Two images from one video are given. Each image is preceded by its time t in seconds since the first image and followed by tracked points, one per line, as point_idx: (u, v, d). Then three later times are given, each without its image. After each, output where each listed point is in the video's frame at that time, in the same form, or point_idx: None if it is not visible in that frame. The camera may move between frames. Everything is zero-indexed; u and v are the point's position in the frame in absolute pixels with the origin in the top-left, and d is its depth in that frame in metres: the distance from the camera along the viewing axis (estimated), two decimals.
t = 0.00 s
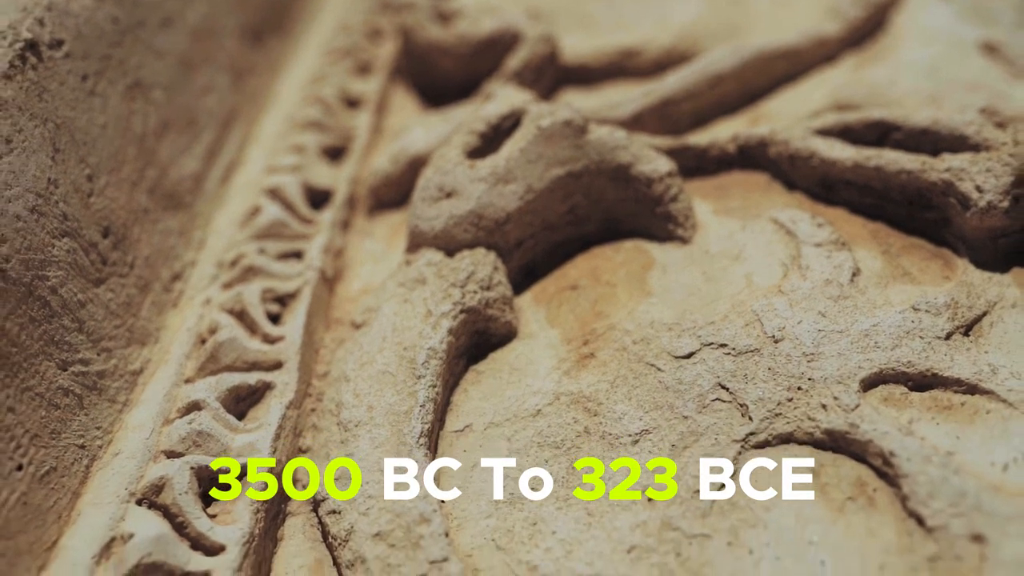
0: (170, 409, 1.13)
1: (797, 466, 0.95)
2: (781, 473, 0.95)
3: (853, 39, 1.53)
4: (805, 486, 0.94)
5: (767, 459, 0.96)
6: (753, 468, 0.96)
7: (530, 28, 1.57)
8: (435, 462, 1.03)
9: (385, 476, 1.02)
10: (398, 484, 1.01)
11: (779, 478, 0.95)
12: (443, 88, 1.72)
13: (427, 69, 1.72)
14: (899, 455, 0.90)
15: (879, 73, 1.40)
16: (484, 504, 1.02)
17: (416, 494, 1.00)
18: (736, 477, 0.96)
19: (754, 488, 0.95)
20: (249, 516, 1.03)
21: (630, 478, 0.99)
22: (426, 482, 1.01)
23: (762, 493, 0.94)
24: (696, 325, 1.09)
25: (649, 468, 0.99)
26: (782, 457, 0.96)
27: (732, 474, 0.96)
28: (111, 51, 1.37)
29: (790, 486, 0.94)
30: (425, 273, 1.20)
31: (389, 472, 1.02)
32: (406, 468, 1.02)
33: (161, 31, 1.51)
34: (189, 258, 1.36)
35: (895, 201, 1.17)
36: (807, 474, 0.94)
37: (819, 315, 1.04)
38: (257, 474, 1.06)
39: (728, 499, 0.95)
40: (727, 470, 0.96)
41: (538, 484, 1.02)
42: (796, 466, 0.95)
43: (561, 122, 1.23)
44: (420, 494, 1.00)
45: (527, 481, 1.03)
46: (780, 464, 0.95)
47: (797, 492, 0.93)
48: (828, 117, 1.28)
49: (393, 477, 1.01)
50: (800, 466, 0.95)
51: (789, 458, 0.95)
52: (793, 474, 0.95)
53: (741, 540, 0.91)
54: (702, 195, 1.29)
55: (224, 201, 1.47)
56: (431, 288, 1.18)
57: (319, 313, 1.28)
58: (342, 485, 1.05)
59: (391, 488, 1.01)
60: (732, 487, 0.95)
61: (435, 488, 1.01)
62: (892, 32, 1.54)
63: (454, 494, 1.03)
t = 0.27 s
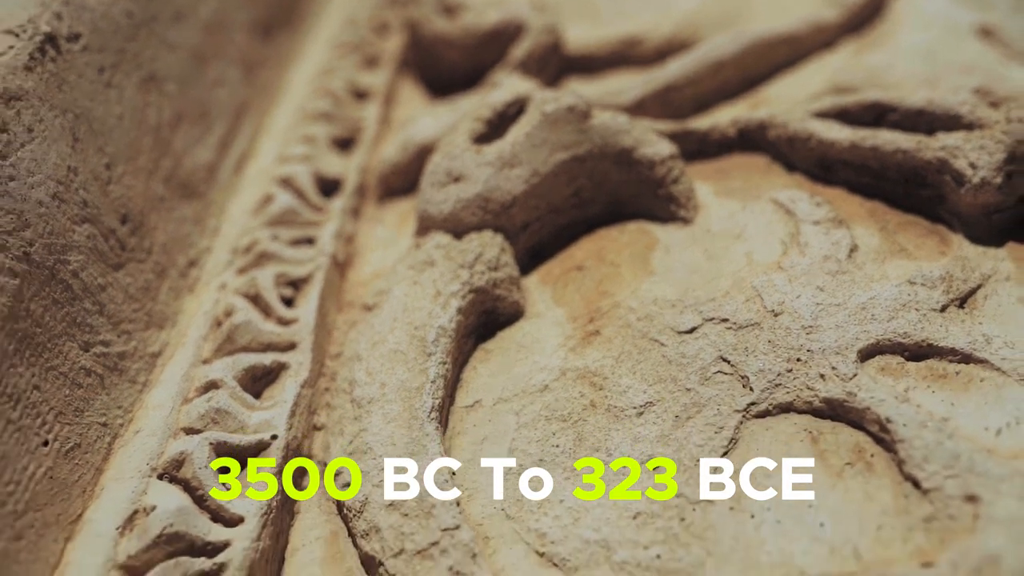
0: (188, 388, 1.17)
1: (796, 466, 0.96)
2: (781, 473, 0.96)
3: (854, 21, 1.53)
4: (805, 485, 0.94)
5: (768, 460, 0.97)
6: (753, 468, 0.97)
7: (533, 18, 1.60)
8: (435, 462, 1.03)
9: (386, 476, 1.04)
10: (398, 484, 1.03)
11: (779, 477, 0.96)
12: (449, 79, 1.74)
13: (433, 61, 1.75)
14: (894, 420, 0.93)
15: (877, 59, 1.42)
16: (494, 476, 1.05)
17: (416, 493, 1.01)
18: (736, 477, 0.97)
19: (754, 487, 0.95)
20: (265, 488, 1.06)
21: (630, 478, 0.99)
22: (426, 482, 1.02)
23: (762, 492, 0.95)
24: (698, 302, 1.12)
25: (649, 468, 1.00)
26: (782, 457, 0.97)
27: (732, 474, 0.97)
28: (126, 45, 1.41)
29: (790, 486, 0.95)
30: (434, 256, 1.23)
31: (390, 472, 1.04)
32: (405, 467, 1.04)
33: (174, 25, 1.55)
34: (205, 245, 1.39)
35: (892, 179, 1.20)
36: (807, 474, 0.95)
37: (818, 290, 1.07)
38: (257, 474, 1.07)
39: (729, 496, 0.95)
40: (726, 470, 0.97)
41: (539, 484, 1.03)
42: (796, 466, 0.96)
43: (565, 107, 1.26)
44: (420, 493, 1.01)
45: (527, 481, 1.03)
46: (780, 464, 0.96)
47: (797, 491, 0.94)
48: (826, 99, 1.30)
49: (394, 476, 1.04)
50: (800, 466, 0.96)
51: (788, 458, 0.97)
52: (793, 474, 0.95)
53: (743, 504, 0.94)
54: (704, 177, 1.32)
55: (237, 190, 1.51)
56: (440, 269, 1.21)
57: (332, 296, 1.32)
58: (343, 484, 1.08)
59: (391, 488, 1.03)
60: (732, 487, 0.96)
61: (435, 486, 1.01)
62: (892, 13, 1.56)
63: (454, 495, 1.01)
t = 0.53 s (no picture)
0: (201, 374, 1.19)
1: (796, 466, 0.96)
2: (781, 474, 0.96)
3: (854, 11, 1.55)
4: (806, 485, 0.95)
5: (768, 460, 0.98)
6: (753, 469, 0.97)
7: (536, 12, 1.62)
8: (435, 461, 1.04)
9: (386, 476, 1.06)
10: (398, 484, 1.05)
11: (779, 477, 0.96)
12: (454, 73, 1.76)
13: (437, 56, 1.77)
14: (890, 397, 0.96)
15: (876, 49, 1.44)
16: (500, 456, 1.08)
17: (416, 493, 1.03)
18: (736, 477, 0.97)
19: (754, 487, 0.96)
20: (277, 470, 1.08)
21: (630, 478, 1.00)
22: (426, 481, 1.03)
23: (762, 492, 0.95)
24: (699, 286, 1.14)
25: (649, 468, 1.00)
26: (782, 457, 0.97)
27: (732, 474, 0.97)
28: (137, 42, 1.44)
29: (790, 486, 0.95)
30: (440, 244, 1.26)
31: (390, 472, 1.06)
32: (405, 467, 1.05)
33: (183, 22, 1.58)
34: (216, 236, 1.42)
35: (889, 165, 1.22)
36: (807, 474, 0.96)
37: (816, 273, 1.09)
38: (257, 474, 1.07)
39: (729, 496, 0.96)
40: (726, 470, 0.98)
41: (539, 482, 1.04)
42: (796, 466, 0.96)
43: (568, 98, 1.29)
44: (425, 479, 1.03)
45: (527, 481, 1.04)
46: (780, 464, 0.97)
47: (797, 491, 0.94)
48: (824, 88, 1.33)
49: (394, 476, 1.05)
50: (800, 466, 0.96)
51: (789, 458, 0.97)
52: (793, 474, 0.96)
53: (743, 480, 0.97)
54: (705, 166, 1.34)
55: (247, 183, 1.53)
56: (446, 257, 1.23)
57: (340, 285, 1.34)
58: (342, 484, 1.13)
59: (392, 488, 1.05)
60: (732, 487, 0.96)
61: (435, 486, 1.02)
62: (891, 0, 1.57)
63: (454, 495, 1.01)
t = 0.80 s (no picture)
0: (215, 356, 1.23)
1: (796, 465, 0.97)
2: (782, 474, 0.97)
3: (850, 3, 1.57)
4: (806, 485, 0.95)
5: (768, 460, 0.98)
6: (752, 468, 0.98)
7: (538, 5, 1.65)
8: (435, 462, 1.06)
9: (386, 475, 1.08)
10: (399, 484, 1.07)
11: (779, 477, 0.97)
12: (458, 66, 1.79)
13: (442, 50, 1.80)
14: (884, 370, 0.99)
15: (871, 40, 1.45)
16: (506, 433, 1.11)
17: (416, 493, 1.05)
18: (736, 477, 0.98)
19: (754, 487, 0.97)
20: (290, 448, 1.11)
21: (630, 478, 1.01)
22: (426, 482, 1.05)
23: (762, 491, 0.96)
24: (698, 268, 1.17)
25: (649, 468, 1.01)
26: (782, 457, 0.98)
27: (732, 474, 0.98)
28: (149, 36, 1.48)
29: (790, 486, 0.96)
30: (446, 230, 1.29)
31: (391, 471, 1.08)
32: (405, 468, 1.07)
33: (193, 17, 1.62)
34: (227, 225, 1.46)
35: (884, 150, 1.25)
36: (807, 473, 0.96)
37: (813, 253, 1.12)
38: (257, 474, 1.08)
39: (729, 496, 0.96)
40: (726, 470, 0.98)
41: (539, 482, 1.05)
42: (796, 466, 0.97)
43: (569, 88, 1.32)
44: (434, 454, 1.07)
45: (527, 481, 1.05)
46: (780, 464, 0.98)
47: (797, 491, 0.95)
48: (820, 74, 1.35)
49: (395, 476, 1.07)
50: (800, 466, 0.97)
51: (789, 458, 0.98)
52: (793, 474, 0.96)
53: (741, 452, 1.00)
54: (705, 152, 1.37)
55: (258, 174, 1.57)
56: (452, 242, 1.27)
57: (349, 272, 1.38)
58: (342, 484, 1.15)
59: (392, 487, 1.07)
60: (732, 487, 0.97)
61: (434, 487, 1.04)
62: None
63: (454, 495, 1.03)
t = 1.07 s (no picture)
0: (225, 343, 1.25)
1: (796, 465, 0.97)
2: (782, 474, 0.97)
3: None
4: (806, 485, 0.95)
5: (768, 460, 0.99)
6: (752, 468, 0.99)
7: None
8: (436, 461, 1.08)
9: (387, 476, 1.11)
10: (398, 484, 1.10)
11: (779, 477, 0.97)
12: (460, 60, 1.83)
13: (445, 45, 1.83)
14: (878, 349, 1.02)
15: (868, 32, 1.45)
16: (509, 414, 1.13)
17: (416, 492, 1.07)
18: (736, 477, 0.98)
19: (754, 487, 0.97)
20: (298, 429, 1.14)
21: (630, 478, 1.02)
22: (427, 481, 1.07)
23: (762, 491, 0.96)
24: (697, 253, 1.20)
25: (649, 468, 1.02)
26: (782, 457, 0.98)
27: (732, 474, 0.98)
28: (158, 33, 1.52)
29: (790, 485, 0.95)
30: (451, 218, 1.32)
31: (391, 471, 1.11)
32: (405, 468, 1.09)
33: (201, 14, 1.65)
34: (235, 216, 1.49)
35: (879, 137, 1.28)
36: (807, 474, 0.96)
37: (809, 238, 1.15)
38: (257, 473, 1.09)
39: (729, 495, 0.97)
40: (726, 470, 0.99)
41: (539, 482, 1.05)
42: (796, 466, 0.97)
43: (570, 80, 1.35)
44: (439, 434, 1.10)
45: (527, 481, 1.06)
46: (780, 464, 0.98)
47: (797, 490, 0.94)
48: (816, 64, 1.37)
49: (395, 475, 1.10)
50: (800, 466, 0.97)
51: (789, 458, 0.98)
52: (793, 474, 0.96)
53: (739, 430, 1.02)
54: (704, 142, 1.40)
55: (265, 166, 1.60)
56: (456, 231, 1.30)
57: (355, 261, 1.40)
58: (342, 484, 1.15)
59: (392, 487, 1.10)
60: (732, 487, 0.97)
61: (435, 487, 1.06)
62: None
63: (454, 495, 1.05)
